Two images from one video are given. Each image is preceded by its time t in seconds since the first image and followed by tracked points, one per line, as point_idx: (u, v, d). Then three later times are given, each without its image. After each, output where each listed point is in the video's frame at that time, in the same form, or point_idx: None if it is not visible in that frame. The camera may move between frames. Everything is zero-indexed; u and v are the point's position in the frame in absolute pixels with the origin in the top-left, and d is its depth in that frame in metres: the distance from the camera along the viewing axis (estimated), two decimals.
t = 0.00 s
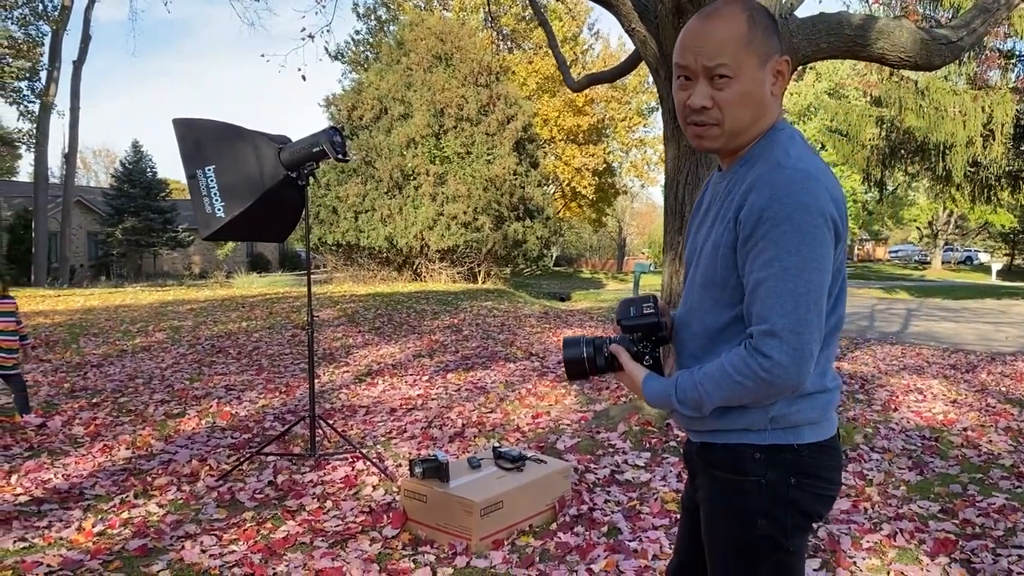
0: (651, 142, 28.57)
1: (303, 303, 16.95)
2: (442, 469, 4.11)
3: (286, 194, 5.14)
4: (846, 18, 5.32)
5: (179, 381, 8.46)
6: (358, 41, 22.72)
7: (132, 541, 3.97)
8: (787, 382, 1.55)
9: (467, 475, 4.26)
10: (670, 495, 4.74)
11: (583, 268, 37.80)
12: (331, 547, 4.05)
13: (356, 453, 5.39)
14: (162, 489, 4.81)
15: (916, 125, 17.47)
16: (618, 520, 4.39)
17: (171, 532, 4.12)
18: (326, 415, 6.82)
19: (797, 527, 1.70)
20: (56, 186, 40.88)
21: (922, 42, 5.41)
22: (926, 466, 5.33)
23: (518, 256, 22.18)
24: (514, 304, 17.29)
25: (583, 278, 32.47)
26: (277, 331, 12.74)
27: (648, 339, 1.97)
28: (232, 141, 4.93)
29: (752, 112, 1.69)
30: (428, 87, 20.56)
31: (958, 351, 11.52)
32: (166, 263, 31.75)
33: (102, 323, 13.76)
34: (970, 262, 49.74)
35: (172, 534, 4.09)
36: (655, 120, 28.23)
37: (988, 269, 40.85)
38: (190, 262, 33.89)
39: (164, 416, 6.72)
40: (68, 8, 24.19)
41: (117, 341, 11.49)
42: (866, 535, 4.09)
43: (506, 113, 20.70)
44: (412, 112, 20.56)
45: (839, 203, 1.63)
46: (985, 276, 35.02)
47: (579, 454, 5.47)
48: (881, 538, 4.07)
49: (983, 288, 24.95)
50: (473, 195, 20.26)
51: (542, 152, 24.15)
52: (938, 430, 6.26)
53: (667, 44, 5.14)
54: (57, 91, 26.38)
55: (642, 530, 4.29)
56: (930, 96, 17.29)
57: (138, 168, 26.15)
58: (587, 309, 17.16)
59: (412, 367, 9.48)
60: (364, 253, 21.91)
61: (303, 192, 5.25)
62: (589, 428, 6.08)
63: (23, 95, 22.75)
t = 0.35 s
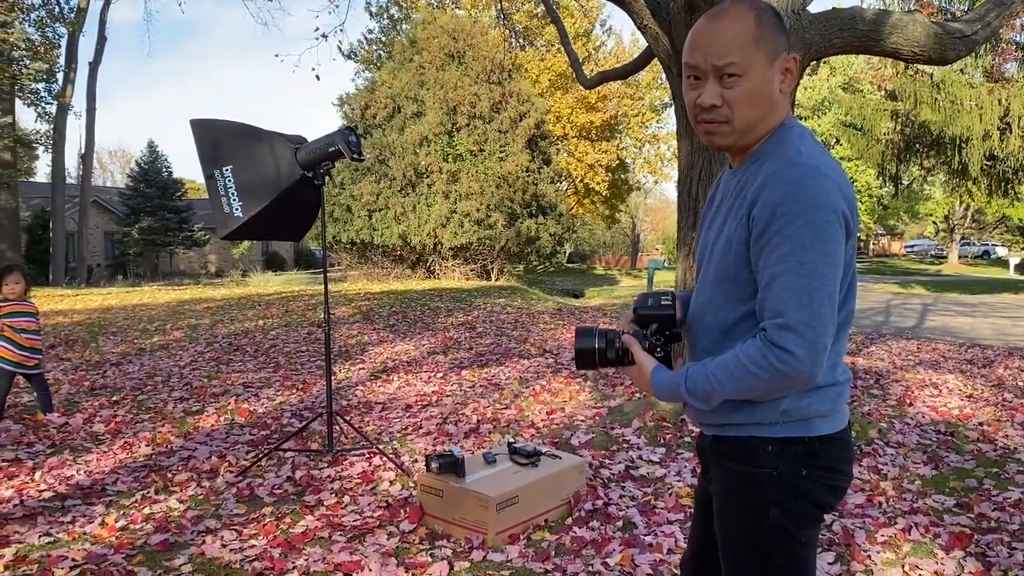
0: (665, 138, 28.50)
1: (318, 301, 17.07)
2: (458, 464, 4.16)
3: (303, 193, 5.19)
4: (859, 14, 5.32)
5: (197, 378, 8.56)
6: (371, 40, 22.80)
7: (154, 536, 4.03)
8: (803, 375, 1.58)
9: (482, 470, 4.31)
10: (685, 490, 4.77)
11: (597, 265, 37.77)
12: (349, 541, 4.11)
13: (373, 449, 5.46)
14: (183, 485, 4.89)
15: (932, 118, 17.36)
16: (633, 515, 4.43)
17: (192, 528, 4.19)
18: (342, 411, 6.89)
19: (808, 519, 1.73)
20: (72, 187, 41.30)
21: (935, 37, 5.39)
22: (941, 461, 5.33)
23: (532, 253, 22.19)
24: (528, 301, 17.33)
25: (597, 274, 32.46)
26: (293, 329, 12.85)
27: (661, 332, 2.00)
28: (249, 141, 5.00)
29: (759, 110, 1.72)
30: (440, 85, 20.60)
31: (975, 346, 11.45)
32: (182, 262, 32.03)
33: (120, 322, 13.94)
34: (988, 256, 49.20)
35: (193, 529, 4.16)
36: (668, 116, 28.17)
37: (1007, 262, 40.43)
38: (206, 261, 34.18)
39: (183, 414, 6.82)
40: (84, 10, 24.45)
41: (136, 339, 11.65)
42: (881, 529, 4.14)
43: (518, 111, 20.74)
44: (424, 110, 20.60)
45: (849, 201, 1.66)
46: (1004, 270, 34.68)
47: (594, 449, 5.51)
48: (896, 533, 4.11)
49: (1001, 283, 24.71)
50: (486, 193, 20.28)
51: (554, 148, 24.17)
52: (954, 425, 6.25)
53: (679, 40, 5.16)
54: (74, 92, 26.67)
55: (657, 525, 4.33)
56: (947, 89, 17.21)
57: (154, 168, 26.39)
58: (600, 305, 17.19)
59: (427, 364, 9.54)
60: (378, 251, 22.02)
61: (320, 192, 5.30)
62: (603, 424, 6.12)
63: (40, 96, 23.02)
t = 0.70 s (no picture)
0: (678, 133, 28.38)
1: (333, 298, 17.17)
2: (473, 460, 4.19)
3: (316, 191, 5.22)
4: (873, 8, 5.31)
5: (213, 375, 8.65)
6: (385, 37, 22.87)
7: (173, 530, 4.09)
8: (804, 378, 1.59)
9: (496, 466, 4.34)
10: (699, 487, 4.78)
11: (611, 261, 37.69)
12: (365, 536, 4.15)
13: (387, 445, 5.50)
14: (200, 480, 4.95)
15: (949, 112, 17.18)
16: (646, 511, 4.45)
17: (210, 522, 4.25)
18: (358, 407, 6.94)
19: (814, 513, 1.73)
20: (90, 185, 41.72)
21: (951, 31, 5.35)
22: (956, 457, 5.32)
23: (545, 250, 22.18)
24: (542, 297, 17.34)
25: (611, 271, 32.40)
26: (308, 326, 12.94)
27: (672, 329, 2.01)
28: (265, 139, 5.04)
29: (715, 118, 1.76)
30: (454, 81, 20.66)
31: (993, 341, 11.35)
32: (198, 259, 32.27)
33: (137, 319, 14.09)
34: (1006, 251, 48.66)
35: (210, 524, 4.21)
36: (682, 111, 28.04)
37: None
38: (223, 258, 34.44)
39: (200, 410, 6.90)
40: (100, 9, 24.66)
41: (153, 336, 11.77)
42: (895, 526, 4.15)
43: (532, 107, 20.73)
44: (438, 107, 20.68)
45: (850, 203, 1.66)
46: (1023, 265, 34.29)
47: (607, 445, 5.53)
48: (910, 529, 4.11)
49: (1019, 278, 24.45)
50: (500, 189, 20.31)
51: (568, 144, 24.15)
52: (969, 421, 6.22)
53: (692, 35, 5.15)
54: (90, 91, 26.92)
55: (670, 520, 4.35)
56: (964, 82, 17.01)
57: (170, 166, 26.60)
58: (614, 302, 17.16)
59: (441, 361, 9.58)
60: (392, 248, 22.10)
61: (334, 188, 5.33)
62: (617, 420, 6.13)
63: (58, 95, 23.24)
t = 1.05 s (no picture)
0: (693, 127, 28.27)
1: (347, 292, 17.27)
2: (486, 454, 4.22)
3: (333, 185, 5.27)
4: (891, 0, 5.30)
5: (228, 368, 8.73)
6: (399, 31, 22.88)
7: (189, 522, 4.14)
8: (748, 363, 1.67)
9: (509, 460, 4.36)
10: (712, 481, 4.78)
11: (625, 256, 37.59)
12: (379, 528, 4.19)
13: (402, 438, 5.54)
14: (216, 472, 5.01)
15: (966, 107, 17.00)
16: (660, 506, 4.47)
17: (226, 514, 4.30)
18: (372, 401, 6.98)
19: (810, 502, 1.79)
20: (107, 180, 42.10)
21: (970, 24, 5.32)
22: (972, 453, 5.29)
23: (559, 244, 22.14)
24: (556, 292, 17.32)
25: (625, 265, 32.34)
26: (323, 320, 13.03)
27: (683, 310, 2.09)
28: (281, 134, 5.07)
29: (701, 116, 1.90)
30: (468, 76, 20.66)
31: (1012, 338, 11.24)
32: (213, 253, 32.53)
33: (153, 313, 14.23)
34: None
35: (227, 515, 4.26)
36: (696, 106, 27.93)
37: None
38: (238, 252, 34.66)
39: (216, 403, 6.97)
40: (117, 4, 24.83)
41: (169, 330, 11.88)
42: (909, 521, 4.16)
43: (546, 101, 20.69)
44: (452, 102, 20.72)
45: (813, 199, 1.68)
46: None
47: (620, 440, 5.53)
48: (925, 525, 4.11)
49: None
50: (514, 184, 20.30)
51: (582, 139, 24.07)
52: (986, 417, 6.18)
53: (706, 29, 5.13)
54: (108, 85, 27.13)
55: (683, 515, 4.36)
56: (982, 76, 16.82)
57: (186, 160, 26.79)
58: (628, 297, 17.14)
59: (455, 355, 9.61)
60: (406, 242, 22.18)
61: (350, 183, 5.38)
62: (630, 415, 6.13)
63: (75, 90, 23.44)
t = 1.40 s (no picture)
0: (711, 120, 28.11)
1: (364, 284, 17.34)
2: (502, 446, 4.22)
3: (350, 177, 5.27)
4: None
5: (246, 358, 8.82)
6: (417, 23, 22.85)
7: (207, 511, 4.18)
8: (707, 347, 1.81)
9: (525, 452, 4.36)
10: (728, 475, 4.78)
11: (641, 249, 37.46)
12: (395, 519, 4.21)
13: (418, 429, 5.56)
14: (234, 462, 5.05)
15: (989, 99, 16.76)
16: (676, 499, 4.47)
17: (244, 503, 4.34)
18: (388, 392, 7.02)
19: (796, 479, 1.87)
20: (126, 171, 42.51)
21: (994, 16, 5.34)
22: (992, 450, 5.28)
23: (575, 237, 22.06)
24: (571, 285, 17.29)
25: (641, 258, 32.23)
26: (340, 311, 13.09)
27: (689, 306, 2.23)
28: (300, 125, 5.10)
29: (689, 128, 2.06)
30: (485, 68, 20.63)
31: None
32: (232, 244, 32.76)
33: (172, 303, 14.37)
34: None
35: (244, 504, 4.31)
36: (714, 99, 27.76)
37: None
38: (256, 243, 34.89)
39: (234, 392, 7.04)
40: None
41: (188, 320, 11.98)
42: (928, 518, 4.15)
43: (563, 93, 20.60)
44: (469, 94, 20.71)
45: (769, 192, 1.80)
46: None
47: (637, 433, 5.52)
48: (944, 522, 4.10)
49: None
50: (530, 176, 20.26)
51: (599, 131, 23.96)
52: (1006, 413, 6.14)
53: (726, 21, 5.09)
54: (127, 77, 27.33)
55: (700, 509, 4.35)
56: (1006, 69, 16.58)
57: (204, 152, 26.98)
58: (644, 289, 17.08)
59: (470, 347, 9.63)
60: (422, 235, 22.27)
61: (367, 175, 5.38)
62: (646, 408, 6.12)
63: (95, 82, 23.68)
